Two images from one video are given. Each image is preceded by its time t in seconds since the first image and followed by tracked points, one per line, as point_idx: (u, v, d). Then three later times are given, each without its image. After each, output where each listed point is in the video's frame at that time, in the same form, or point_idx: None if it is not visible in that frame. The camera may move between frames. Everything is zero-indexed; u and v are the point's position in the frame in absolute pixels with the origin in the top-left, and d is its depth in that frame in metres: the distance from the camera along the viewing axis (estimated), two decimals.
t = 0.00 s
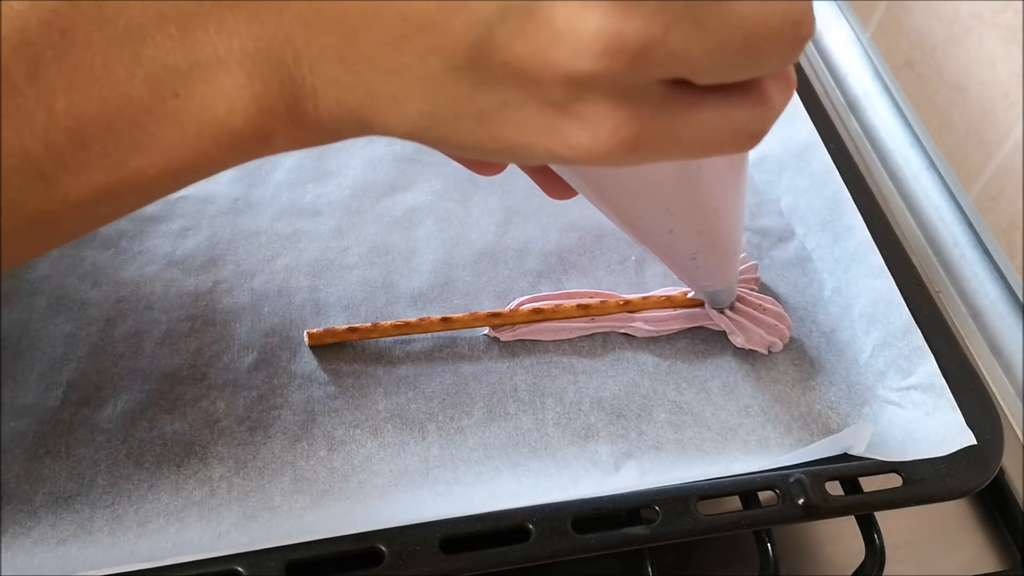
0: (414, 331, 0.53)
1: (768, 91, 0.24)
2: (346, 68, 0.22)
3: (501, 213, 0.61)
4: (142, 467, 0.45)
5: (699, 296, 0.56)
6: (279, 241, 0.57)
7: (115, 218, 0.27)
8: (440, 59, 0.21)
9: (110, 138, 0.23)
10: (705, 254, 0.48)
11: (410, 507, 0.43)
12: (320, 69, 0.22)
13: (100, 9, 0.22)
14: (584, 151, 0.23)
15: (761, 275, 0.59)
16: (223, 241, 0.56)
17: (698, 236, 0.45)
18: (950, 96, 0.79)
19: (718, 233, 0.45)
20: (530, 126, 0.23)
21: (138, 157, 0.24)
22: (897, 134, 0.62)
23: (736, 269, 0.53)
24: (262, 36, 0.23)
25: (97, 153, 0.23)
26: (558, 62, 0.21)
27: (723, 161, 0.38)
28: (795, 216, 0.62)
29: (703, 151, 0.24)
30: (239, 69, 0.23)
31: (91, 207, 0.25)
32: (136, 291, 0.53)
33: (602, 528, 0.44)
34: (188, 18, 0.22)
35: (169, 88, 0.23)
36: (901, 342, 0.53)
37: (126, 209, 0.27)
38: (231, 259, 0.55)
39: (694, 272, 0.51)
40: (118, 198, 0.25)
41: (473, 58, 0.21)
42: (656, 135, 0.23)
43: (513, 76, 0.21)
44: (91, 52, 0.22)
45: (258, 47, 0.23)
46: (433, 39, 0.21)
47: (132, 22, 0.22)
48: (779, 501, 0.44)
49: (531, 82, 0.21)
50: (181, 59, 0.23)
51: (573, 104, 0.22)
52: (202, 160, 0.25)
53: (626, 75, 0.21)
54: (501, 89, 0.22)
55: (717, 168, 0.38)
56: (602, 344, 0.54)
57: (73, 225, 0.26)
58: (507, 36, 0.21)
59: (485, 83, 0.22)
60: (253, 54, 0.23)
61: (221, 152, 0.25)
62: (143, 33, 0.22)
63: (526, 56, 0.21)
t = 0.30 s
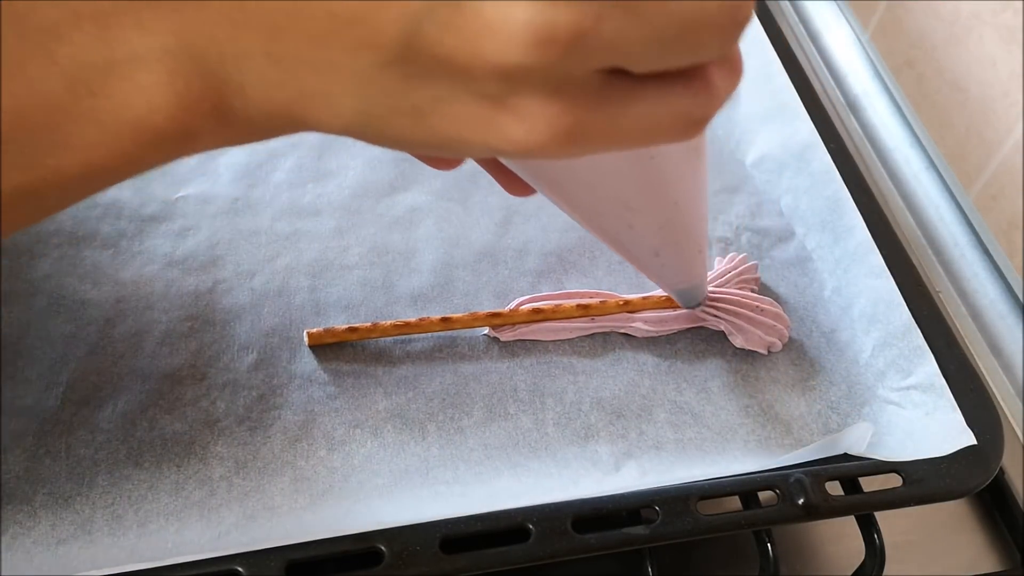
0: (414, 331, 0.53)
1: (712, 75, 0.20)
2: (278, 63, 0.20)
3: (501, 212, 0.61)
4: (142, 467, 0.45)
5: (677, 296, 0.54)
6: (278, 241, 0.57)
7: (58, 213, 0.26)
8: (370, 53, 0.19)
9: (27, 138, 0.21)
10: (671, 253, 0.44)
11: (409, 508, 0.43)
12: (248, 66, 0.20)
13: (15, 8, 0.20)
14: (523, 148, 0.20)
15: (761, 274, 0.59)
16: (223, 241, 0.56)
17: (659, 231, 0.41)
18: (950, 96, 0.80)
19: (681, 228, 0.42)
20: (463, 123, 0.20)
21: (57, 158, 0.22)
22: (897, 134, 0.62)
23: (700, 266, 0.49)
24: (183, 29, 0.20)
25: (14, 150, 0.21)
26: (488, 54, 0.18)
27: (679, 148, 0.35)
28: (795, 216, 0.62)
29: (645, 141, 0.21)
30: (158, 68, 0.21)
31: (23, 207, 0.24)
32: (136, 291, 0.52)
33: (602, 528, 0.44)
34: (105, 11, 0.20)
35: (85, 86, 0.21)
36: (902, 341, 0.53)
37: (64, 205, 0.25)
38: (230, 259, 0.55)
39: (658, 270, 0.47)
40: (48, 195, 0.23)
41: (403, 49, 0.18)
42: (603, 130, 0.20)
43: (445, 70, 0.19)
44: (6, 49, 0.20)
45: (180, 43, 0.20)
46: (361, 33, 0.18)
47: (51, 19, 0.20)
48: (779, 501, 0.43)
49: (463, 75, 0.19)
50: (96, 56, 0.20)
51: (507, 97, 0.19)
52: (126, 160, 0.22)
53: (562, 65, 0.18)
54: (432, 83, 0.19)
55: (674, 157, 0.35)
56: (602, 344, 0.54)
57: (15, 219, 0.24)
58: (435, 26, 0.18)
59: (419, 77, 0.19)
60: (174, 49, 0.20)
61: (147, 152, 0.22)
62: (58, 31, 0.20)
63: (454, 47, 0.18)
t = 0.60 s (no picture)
0: (414, 331, 0.53)
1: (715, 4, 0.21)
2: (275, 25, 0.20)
3: (501, 213, 0.61)
4: (142, 467, 0.45)
5: (688, 241, 0.54)
6: (278, 242, 0.57)
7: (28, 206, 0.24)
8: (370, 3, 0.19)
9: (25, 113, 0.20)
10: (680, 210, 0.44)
11: (409, 508, 0.43)
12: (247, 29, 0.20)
13: None
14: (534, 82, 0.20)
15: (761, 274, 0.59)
16: (223, 240, 0.56)
17: (668, 179, 0.40)
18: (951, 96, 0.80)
19: (689, 182, 0.41)
20: (478, 66, 0.20)
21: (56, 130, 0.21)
22: (897, 134, 0.62)
23: (710, 211, 0.48)
24: None
25: (11, 128, 0.21)
26: None
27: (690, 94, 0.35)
28: (795, 216, 0.62)
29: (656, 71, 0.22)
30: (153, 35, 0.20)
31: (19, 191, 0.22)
32: (137, 291, 0.52)
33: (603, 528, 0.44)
34: None
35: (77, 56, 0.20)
36: (902, 341, 0.53)
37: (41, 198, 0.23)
38: (230, 259, 0.55)
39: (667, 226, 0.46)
40: (56, 185, 0.23)
41: None
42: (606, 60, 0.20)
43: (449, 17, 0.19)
44: None
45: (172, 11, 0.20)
46: None
47: None
48: (779, 501, 0.43)
49: (469, 18, 0.19)
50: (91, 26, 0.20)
51: (516, 33, 0.19)
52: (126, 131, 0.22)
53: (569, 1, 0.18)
54: (441, 31, 0.19)
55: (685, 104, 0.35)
56: (602, 344, 0.54)
57: None
58: None
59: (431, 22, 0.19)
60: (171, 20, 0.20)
61: (145, 122, 0.22)
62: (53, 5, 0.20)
63: None
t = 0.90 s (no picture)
0: (414, 331, 0.53)
1: (744, 37, 0.23)
2: (340, 45, 0.21)
3: (500, 213, 0.61)
4: (143, 467, 0.45)
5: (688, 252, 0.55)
6: (279, 241, 0.57)
7: (101, 207, 0.25)
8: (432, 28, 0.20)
9: (100, 123, 0.22)
10: (683, 214, 0.47)
11: (409, 507, 0.43)
12: (310, 49, 0.21)
13: None
14: (579, 107, 0.21)
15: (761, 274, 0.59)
16: (223, 240, 0.56)
17: (677, 194, 0.44)
18: (950, 96, 0.80)
19: (693, 189, 0.44)
20: (526, 88, 0.21)
21: (126, 142, 0.22)
22: (897, 134, 0.62)
23: (710, 229, 0.52)
24: (248, 18, 0.21)
25: (87, 138, 0.22)
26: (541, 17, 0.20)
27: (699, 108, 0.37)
28: (795, 216, 0.62)
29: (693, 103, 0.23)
30: (224, 53, 0.22)
31: (84, 197, 0.24)
32: (136, 291, 0.52)
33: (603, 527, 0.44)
34: (175, 2, 0.21)
35: (154, 73, 0.22)
36: (902, 342, 0.53)
37: (111, 202, 0.25)
38: (231, 259, 0.55)
39: (671, 230, 0.49)
40: (119, 192, 0.24)
41: (466, 23, 0.20)
42: (647, 88, 0.21)
43: (503, 39, 0.20)
44: (78, 41, 0.21)
45: (242, 30, 0.22)
46: (424, 8, 0.20)
47: (117, 11, 0.21)
48: (779, 501, 0.43)
49: (521, 42, 0.20)
50: (164, 42, 0.22)
51: (563, 58, 0.21)
52: (192, 146, 0.23)
53: (615, 27, 0.20)
54: (495, 52, 0.21)
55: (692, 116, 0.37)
56: (602, 344, 0.54)
57: (52, 216, 0.24)
58: None
59: (485, 44, 0.21)
60: (239, 37, 0.22)
61: (210, 137, 0.23)
62: (128, 21, 0.21)
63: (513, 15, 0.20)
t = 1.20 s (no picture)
0: (414, 330, 0.53)
1: (741, 45, 0.23)
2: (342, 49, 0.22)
3: (500, 213, 0.61)
4: (143, 467, 0.45)
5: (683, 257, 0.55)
6: (279, 241, 0.57)
7: (99, 211, 0.25)
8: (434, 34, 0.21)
9: (105, 126, 0.22)
10: (681, 220, 0.47)
11: (409, 507, 0.43)
12: (313, 53, 0.22)
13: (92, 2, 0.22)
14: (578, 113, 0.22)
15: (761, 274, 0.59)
16: (223, 240, 0.56)
17: (674, 201, 0.44)
18: (950, 96, 0.80)
19: (691, 197, 0.44)
20: (525, 94, 0.22)
21: (130, 146, 0.23)
22: (897, 134, 0.62)
23: (705, 237, 0.53)
24: (252, 23, 0.22)
25: (93, 141, 0.22)
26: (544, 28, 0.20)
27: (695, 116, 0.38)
28: (795, 216, 0.62)
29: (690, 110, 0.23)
30: (229, 57, 0.23)
31: (86, 199, 0.24)
32: (136, 291, 0.52)
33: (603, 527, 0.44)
34: (180, 7, 0.22)
35: (159, 76, 0.22)
36: (901, 342, 0.53)
37: (109, 205, 0.25)
38: (231, 259, 0.55)
39: (667, 236, 0.49)
40: (120, 196, 0.25)
41: (467, 30, 0.21)
42: (645, 96, 0.22)
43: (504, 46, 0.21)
44: (83, 42, 0.22)
45: (248, 34, 0.22)
46: (426, 14, 0.21)
47: (122, 14, 0.22)
48: (779, 501, 0.43)
49: (522, 49, 0.21)
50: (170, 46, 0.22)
51: (563, 65, 0.21)
52: (195, 148, 0.24)
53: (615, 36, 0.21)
54: (495, 58, 0.21)
55: (689, 124, 0.38)
56: (602, 344, 0.54)
57: (54, 219, 0.24)
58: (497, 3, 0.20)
59: (485, 51, 0.21)
60: (244, 41, 0.23)
61: (214, 139, 0.24)
62: (134, 24, 0.22)
63: (514, 23, 0.20)
